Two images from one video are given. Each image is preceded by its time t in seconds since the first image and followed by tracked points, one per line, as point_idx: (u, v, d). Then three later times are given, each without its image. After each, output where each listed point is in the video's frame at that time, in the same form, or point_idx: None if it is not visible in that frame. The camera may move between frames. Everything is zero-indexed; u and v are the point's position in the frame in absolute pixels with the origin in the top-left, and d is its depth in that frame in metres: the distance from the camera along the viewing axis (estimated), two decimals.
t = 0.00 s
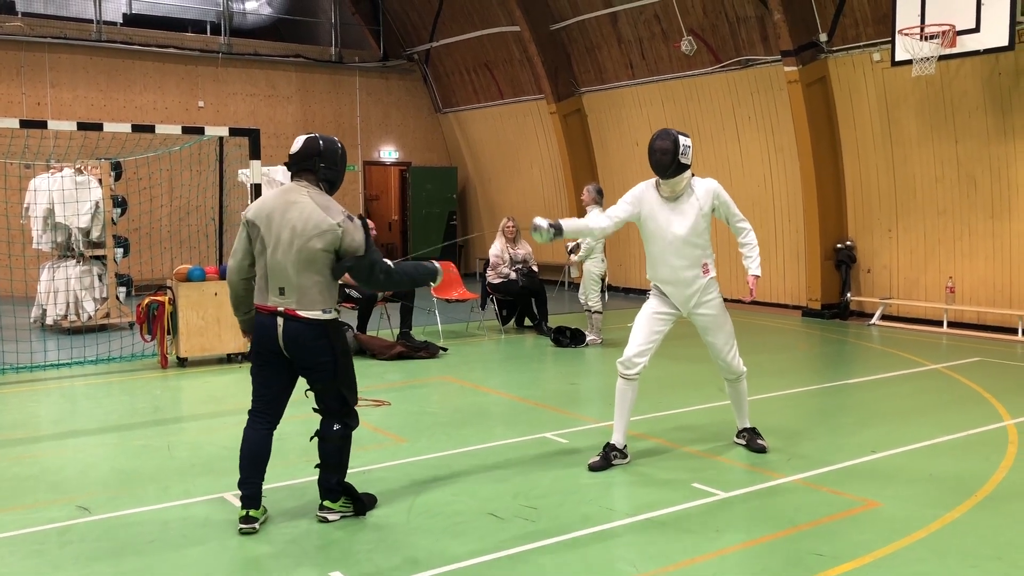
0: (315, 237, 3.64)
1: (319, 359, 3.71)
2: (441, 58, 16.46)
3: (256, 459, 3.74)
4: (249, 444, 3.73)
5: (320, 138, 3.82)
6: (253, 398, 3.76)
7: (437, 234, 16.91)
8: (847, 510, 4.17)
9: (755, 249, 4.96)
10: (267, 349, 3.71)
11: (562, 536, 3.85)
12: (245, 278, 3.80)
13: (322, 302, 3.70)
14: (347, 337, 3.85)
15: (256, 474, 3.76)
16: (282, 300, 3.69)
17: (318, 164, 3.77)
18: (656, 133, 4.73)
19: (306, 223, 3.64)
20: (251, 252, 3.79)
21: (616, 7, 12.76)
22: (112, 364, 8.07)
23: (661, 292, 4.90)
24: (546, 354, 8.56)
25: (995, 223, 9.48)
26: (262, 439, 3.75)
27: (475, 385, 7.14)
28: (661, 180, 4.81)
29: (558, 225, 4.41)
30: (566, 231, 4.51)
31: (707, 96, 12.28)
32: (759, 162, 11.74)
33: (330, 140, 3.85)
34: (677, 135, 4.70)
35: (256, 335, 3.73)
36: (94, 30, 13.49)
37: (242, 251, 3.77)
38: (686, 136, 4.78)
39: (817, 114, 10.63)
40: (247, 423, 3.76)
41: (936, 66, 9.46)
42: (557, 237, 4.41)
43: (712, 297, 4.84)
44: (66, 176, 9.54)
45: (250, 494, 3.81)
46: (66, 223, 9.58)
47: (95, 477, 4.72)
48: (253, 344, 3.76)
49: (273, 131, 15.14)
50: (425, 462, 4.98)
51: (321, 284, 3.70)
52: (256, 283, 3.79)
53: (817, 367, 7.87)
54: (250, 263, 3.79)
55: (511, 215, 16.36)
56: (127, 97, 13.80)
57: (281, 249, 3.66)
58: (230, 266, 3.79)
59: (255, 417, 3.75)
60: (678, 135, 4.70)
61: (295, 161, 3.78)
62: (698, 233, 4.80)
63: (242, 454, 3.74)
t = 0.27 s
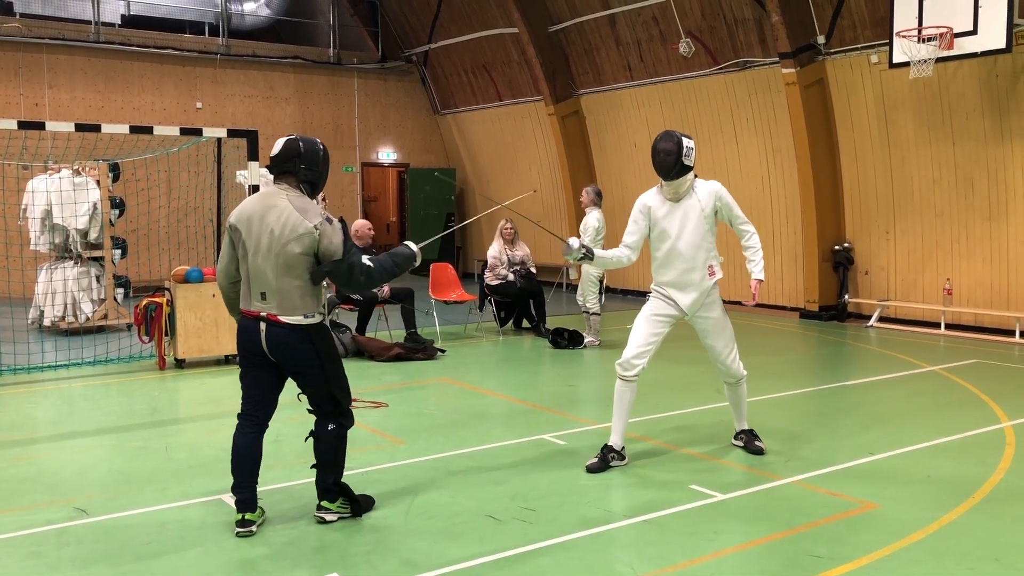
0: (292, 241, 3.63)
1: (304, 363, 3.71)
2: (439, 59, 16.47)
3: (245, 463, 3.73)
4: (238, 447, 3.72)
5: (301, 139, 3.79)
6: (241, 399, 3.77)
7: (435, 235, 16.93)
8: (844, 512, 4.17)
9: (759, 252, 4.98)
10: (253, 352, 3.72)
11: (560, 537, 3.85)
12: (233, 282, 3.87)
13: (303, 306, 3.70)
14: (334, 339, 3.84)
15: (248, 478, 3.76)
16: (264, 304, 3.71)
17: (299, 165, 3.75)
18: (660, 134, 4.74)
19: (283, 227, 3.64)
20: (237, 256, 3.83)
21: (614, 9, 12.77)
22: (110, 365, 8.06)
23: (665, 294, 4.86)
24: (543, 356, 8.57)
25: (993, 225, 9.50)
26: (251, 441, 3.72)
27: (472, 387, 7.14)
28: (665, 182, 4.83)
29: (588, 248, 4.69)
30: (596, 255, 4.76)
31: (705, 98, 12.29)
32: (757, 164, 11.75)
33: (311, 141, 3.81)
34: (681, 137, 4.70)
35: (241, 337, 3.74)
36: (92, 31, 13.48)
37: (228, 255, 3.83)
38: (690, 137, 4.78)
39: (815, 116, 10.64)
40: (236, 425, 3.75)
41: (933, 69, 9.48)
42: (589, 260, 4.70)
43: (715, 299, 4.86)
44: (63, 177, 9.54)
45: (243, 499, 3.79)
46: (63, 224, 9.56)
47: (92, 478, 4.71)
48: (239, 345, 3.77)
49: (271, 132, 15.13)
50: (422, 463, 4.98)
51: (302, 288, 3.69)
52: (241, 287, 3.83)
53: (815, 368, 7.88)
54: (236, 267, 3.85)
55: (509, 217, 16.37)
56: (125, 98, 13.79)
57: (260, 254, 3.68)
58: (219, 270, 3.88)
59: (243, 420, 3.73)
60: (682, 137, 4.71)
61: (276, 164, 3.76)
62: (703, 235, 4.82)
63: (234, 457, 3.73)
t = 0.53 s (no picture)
0: (302, 243, 3.64)
1: (310, 364, 3.71)
2: (438, 61, 16.47)
3: (245, 464, 3.73)
4: (239, 449, 3.72)
5: (303, 142, 3.81)
6: (243, 402, 3.74)
7: (434, 237, 16.94)
8: (843, 514, 4.17)
9: (758, 254, 4.97)
10: (257, 354, 3.70)
11: (559, 539, 3.84)
12: (233, 285, 3.80)
13: (311, 309, 3.71)
14: (338, 341, 3.85)
15: (247, 480, 3.76)
16: (271, 307, 3.69)
17: (302, 168, 3.77)
18: (659, 136, 4.75)
19: (292, 229, 3.64)
20: (239, 260, 3.79)
21: (613, 11, 12.78)
22: (109, 367, 8.05)
23: (662, 295, 4.88)
24: (542, 358, 8.57)
25: (991, 227, 9.51)
26: (251, 444, 3.72)
27: (472, 388, 7.14)
28: (664, 183, 4.84)
29: (580, 240, 4.55)
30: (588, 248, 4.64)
31: (704, 100, 12.30)
32: (756, 165, 11.76)
33: (314, 144, 3.84)
34: (681, 139, 4.71)
35: (245, 340, 3.72)
36: (92, 32, 13.48)
37: (229, 258, 3.77)
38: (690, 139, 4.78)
39: (813, 117, 10.66)
40: (236, 429, 3.74)
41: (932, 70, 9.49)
42: (580, 252, 4.55)
43: (713, 300, 4.86)
44: (62, 179, 9.54)
45: (243, 501, 3.79)
46: (62, 226, 9.56)
47: (90, 480, 4.71)
48: (241, 348, 3.74)
49: (270, 134, 15.14)
50: (421, 465, 4.98)
51: (310, 290, 3.70)
52: (244, 291, 3.79)
53: (814, 370, 7.89)
54: (238, 271, 3.79)
55: (507, 218, 16.38)
56: (124, 100, 13.80)
57: (268, 256, 3.66)
58: (218, 272, 3.78)
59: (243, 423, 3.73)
60: (682, 138, 4.70)
61: (278, 167, 3.77)
62: (701, 237, 4.83)
63: (234, 460, 3.73)
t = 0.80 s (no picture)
0: (333, 240, 3.68)
1: (330, 361, 3.71)
2: (437, 63, 16.48)
3: (257, 463, 3.75)
4: (252, 447, 3.73)
5: (326, 143, 3.84)
6: (258, 402, 3.74)
7: (434, 238, 16.95)
8: (843, 515, 4.17)
9: (751, 252, 4.97)
10: (276, 352, 3.69)
11: (559, 541, 3.84)
12: (249, 283, 3.75)
13: (336, 304, 3.74)
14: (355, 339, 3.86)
15: (257, 477, 3.78)
16: (295, 303, 3.69)
17: (328, 169, 3.80)
18: (648, 140, 4.75)
19: (323, 226, 3.67)
20: (259, 256, 3.75)
21: (613, 13, 12.79)
22: (108, 369, 8.05)
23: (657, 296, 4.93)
24: (542, 359, 8.57)
25: (990, 228, 9.52)
26: (263, 443, 3.74)
27: (472, 390, 7.15)
28: (655, 185, 4.82)
29: (549, 203, 4.57)
30: (559, 211, 4.65)
31: (704, 102, 12.30)
32: (755, 167, 11.77)
33: (336, 145, 3.87)
34: (670, 142, 4.71)
35: (264, 337, 3.70)
36: (91, 34, 13.49)
37: (249, 256, 3.72)
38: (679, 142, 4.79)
39: (813, 119, 10.66)
40: (251, 426, 3.74)
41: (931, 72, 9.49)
42: (547, 215, 4.58)
43: (709, 300, 4.85)
44: (62, 181, 9.53)
45: (249, 498, 3.81)
46: (61, 227, 9.56)
47: (91, 481, 4.71)
48: (259, 346, 3.73)
49: (269, 136, 15.14)
50: (421, 467, 4.98)
51: (336, 287, 3.75)
52: (263, 288, 3.76)
53: (814, 372, 7.89)
54: (256, 268, 3.75)
55: (507, 220, 16.39)
56: (123, 102, 13.80)
57: (297, 253, 3.66)
58: (234, 271, 3.71)
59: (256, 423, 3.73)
60: (671, 142, 4.71)
61: (304, 166, 3.78)
62: (694, 238, 4.80)
63: (245, 459, 3.75)
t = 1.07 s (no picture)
0: (321, 244, 3.64)
1: (324, 364, 3.72)
2: (436, 64, 16.49)
3: (257, 466, 3.74)
4: (251, 451, 3.72)
5: (320, 145, 3.83)
6: (254, 405, 3.75)
7: (433, 240, 16.94)
8: (842, 517, 4.17)
9: (752, 255, 4.98)
10: (271, 356, 3.70)
11: (558, 542, 3.84)
12: (245, 287, 3.78)
13: (327, 309, 3.72)
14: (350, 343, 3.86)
15: (258, 482, 3.77)
16: (287, 307, 3.69)
17: (320, 171, 3.79)
18: (653, 141, 4.75)
19: (311, 230, 3.64)
20: (253, 261, 3.77)
21: (611, 15, 12.80)
22: (107, 371, 8.05)
23: (657, 299, 4.91)
24: (541, 361, 8.57)
25: (989, 229, 9.52)
26: (264, 447, 3.73)
27: (471, 392, 7.14)
28: (658, 188, 4.82)
29: (557, 237, 4.49)
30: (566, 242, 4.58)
31: (703, 104, 12.30)
32: (755, 168, 11.77)
33: (330, 147, 3.86)
34: (674, 143, 4.71)
35: (259, 342, 3.72)
36: (90, 36, 13.48)
37: (244, 260, 3.75)
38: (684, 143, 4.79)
39: (812, 121, 10.67)
40: (248, 430, 3.75)
41: (930, 74, 9.50)
42: (558, 249, 4.50)
43: (710, 302, 4.85)
44: (61, 183, 9.52)
45: (250, 502, 3.81)
46: (61, 229, 9.55)
47: (90, 484, 4.70)
48: (255, 351, 3.74)
49: (268, 138, 15.14)
50: (420, 469, 4.97)
51: (327, 291, 3.71)
52: (258, 292, 3.78)
53: (813, 373, 7.90)
54: (251, 272, 3.77)
55: (506, 222, 16.39)
56: (122, 104, 13.80)
57: (287, 257, 3.66)
58: (231, 275, 3.75)
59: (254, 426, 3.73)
60: (675, 143, 4.71)
61: (296, 168, 3.78)
62: (696, 241, 4.82)
63: (245, 464, 3.74)
